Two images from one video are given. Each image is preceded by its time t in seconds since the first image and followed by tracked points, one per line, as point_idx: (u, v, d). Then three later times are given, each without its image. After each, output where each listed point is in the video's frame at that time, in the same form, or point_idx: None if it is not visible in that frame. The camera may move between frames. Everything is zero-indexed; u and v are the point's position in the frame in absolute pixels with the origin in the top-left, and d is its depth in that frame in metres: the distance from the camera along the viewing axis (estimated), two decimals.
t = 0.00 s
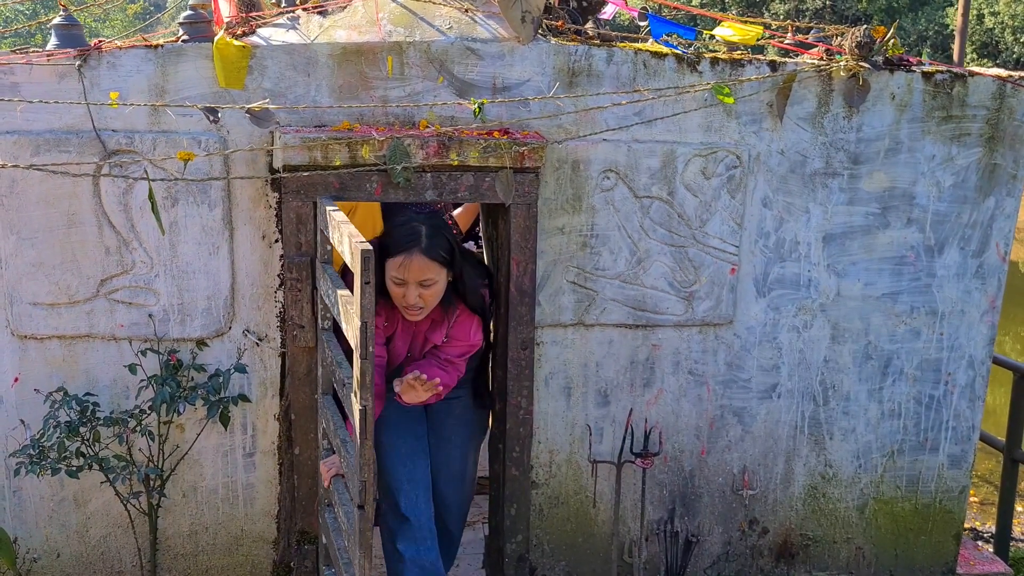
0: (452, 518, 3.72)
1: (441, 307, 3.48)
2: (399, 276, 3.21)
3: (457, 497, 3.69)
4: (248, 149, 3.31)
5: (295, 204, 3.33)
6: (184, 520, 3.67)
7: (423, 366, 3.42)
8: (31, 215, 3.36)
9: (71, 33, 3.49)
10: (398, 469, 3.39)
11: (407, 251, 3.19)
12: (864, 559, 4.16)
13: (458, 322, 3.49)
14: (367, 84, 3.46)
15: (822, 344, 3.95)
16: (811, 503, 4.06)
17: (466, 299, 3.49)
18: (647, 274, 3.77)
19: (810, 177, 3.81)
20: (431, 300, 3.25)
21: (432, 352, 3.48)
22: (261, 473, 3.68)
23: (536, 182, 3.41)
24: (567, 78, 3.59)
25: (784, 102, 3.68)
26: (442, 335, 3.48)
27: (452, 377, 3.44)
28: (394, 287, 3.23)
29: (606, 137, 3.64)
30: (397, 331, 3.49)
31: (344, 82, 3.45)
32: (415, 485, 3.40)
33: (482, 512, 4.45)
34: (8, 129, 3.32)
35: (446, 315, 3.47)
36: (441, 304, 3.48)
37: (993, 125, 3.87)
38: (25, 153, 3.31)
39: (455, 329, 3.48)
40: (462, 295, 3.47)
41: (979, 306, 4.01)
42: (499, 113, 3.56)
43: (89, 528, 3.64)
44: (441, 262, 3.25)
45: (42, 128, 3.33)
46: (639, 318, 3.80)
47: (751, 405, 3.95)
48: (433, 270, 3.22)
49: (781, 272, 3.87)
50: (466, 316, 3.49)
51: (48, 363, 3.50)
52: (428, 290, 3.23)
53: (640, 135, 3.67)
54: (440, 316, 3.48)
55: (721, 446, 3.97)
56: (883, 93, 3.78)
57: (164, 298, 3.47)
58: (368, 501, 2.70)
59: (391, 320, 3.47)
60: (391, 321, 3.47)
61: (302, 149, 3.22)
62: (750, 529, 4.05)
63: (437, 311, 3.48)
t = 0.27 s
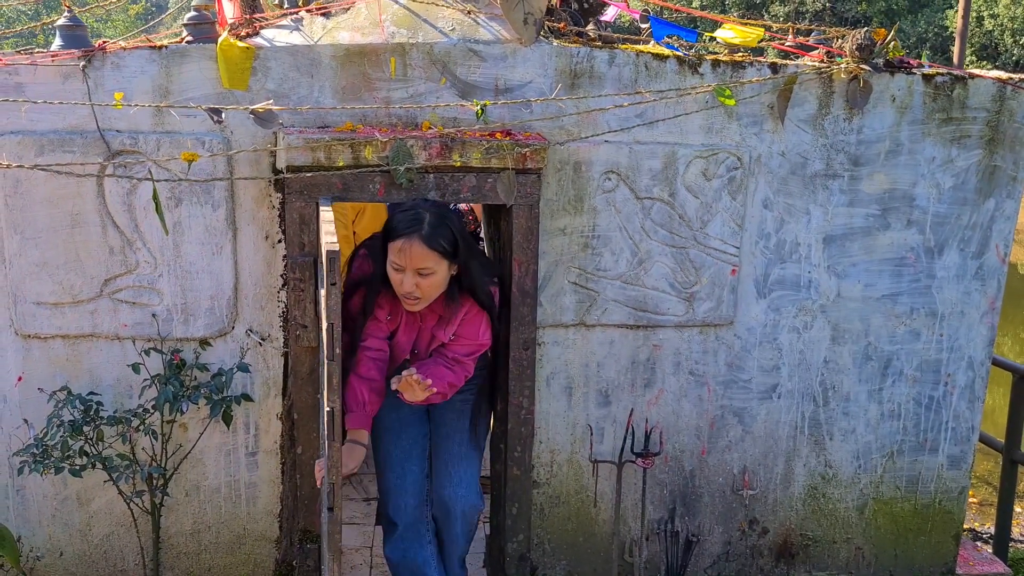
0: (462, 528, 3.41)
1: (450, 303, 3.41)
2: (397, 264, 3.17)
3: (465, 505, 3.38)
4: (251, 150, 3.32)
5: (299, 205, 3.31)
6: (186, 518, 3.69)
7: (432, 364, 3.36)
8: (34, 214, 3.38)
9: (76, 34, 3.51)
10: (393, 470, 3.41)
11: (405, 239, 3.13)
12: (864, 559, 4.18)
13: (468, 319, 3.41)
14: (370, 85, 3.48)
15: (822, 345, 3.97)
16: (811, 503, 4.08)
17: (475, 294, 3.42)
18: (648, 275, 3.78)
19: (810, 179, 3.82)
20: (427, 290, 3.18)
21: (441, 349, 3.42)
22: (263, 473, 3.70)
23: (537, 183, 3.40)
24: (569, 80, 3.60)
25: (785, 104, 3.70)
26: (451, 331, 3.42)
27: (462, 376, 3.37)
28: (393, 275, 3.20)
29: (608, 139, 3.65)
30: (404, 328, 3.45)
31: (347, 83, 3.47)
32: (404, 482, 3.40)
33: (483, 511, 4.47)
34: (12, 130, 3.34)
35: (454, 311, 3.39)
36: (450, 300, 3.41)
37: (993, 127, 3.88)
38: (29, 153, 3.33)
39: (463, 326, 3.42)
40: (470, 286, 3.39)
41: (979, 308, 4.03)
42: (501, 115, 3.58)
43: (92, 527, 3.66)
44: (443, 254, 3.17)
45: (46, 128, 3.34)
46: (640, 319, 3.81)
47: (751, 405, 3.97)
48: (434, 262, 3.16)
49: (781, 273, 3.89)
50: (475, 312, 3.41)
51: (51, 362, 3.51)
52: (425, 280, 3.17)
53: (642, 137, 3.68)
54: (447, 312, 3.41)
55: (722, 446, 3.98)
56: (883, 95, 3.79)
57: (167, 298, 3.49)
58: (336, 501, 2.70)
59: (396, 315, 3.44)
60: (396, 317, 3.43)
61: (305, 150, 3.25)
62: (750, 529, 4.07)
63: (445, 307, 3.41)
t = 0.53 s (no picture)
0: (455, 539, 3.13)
1: (470, 303, 3.14)
2: (404, 259, 2.87)
3: (459, 514, 3.11)
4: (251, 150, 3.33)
5: (298, 206, 3.32)
6: (185, 519, 3.69)
7: (463, 374, 3.10)
8: (34, 215, 3.38)
9: (76, 35, 3.51)
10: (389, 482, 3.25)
11: (413, 232, 2.82)
12: (863, 561, 4.18)
13: (491, 320, 3.17)
14: (369, 86, 3.49)
15: (821, 347, 3.97)
16: (810, 504, 4.08)
17: (491, 289, 3.15)
18: (647, 277, 3.79)
19: (809, 180, 3.83)
20: (436, 285, 2.91)
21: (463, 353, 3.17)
22: (263, 473, 3.70)
23: (536, 185, 3.42)
24: (568, 81, 3.61)
25: (784, 106, 3.70)
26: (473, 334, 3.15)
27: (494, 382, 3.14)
28: (399, 269, 2.90)
29: (607, 140, 3.66)
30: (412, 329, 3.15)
31: (346, 84, 3.47)
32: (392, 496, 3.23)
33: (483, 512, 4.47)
34: (12, 130, 3.34)
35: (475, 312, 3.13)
36: (467, 298, 3.13)
37: (992, 129, 3.89)
38: (29, 154, 3.33)
39: (485, 326, 3.17)
40: (485, 278, 3.12)
41: (977, 309, 4.03)
42: (500, 116, 3.57)
43: (91, 527, 3.66)
44: (454, 247, 2.87)
45: (46, 129, 3.35)
46: (639, 320, 3.82)
47: (750, 407, 3.97)
48: (445, 256, 2.86)
49: (780, 275, 3.89)
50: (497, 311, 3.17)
51: (51, 362, 3.51)
52: (435, 275, 2.89)
53: (641, 138, 3.69)
54: (467, 312, 3.13)
55: (721, 447, 3.99)
56: (882, 97, 3.80)
57: (167, 298, 3.49)
58: (335, 505, 2.65)
59: (398, 311, 3.13)
60: (401, 314, 3.13)
61: (304, 151, 3.26)
62: (749, 531, 4.07)
63: (464, 308, 3.14)
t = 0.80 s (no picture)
0: (453, 568, 2.96)
1: (495, 316, 3.11)
2: (445, 264, 2.78)
3: (459, 542, 2.95)
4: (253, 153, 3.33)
5: (299, 209, 3.34)
6: (186, 521, 3.69)
7: (480, 390, 3.08)
8: (35, 217, 3.38)
9: (78, 37, 3.51)
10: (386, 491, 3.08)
11: (459, 237, 2.74)
12: (863, 564, 4.18)
13: (514, 334, 3.16)
14: (370, 89, 3.49)
15: (822, 350, 3.97)
16: (810, 508, 4.08)
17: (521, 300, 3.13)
18: (648, 280, 3.79)
19: (810, 183, 3.83)
20: (475, 291, 2.85)
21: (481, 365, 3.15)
22: (263, 476, 3.70)
23: (537, 188, 3.43)
24: (570, 84, 3.61)
25: (785, 109, 3.70)
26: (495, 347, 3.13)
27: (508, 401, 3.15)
28: (437, 273, 2.82)
29: (608, 143, 3.66)
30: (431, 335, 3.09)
31: (347, 87, 3.47)
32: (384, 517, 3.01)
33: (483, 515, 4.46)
34: (14, 133, 3.34)
35: (500, 325, 3.12)
36: (493, 310, 3.11)
37: (993, 133, 3.88)
38: (30, 156, 3.33)
39: (507, 341, 3.16)
40: (513, 292, 3.10)
41: (978, 313, 4.03)
42: (501, 118, 3.57)
43: (91, 529, 3.66)
44: (498, 254, 2.82)
45: (47, 132, 3.35)
46: (640, 323, 3.82)
47: (750, 410, 3.97)
48: (488, 262, 2.80)
49: (781, 278, 3.89)
50: (521, 325, 3.17)
51: (51, 365, 3.51)
52: (475, 281, 2.82)
53: (642, 141, 3.69)
54: (492, 323, 3.12)
55: (721, 450, 3.98)
56: (883, 101, 3.80)
57: (168, 301, 3.49)
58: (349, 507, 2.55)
59: (415, 315, 3.05)
60: (422, 319, 3.06)
61: (305, 154, 3.24)
62: (749, 534, 4.07)
63: (489, 320, 3.11)
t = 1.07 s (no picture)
0: None
1: (514, 314, 2.70)
2: (448, 260, 2.42)
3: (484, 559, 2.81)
4: (254, 154, 3.33)
5: (301, 210, 3.36)
6: (187, 522, 3.69)
7: (511, 396, 2.72)
8: (37, 219, 3.38)
9: (79, 38, 3.51)
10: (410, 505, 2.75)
11: (461, 227, 2.40)
12: (865, 566, 4.17)
13: (535, 331, 2.75)
14: (372, 90, 3.48)
15: (823, 352, 3.96)
16: (812, 510, 4.07)
17: (536, 291, 2.71)
18: (649, 281, 3.78)
19: (812, 185, 3.83)
20: (485, 288, 2.49)
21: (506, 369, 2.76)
22: (264, 477, 3.69)
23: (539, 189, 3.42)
24: (571, 86, 3.61)
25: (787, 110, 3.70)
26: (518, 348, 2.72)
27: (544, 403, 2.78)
28: (439, 271, 2.44)
29: (610, 144, 3.65)
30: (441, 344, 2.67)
31: (349, 88, 3.47)
32: (409, 532, 2.69)
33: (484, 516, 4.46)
34: (16, 134, 3.34)
35: (520, 322, 2.70)
36: (510, 308, 2.69)
37: (995, 134, 3.88)
38: (32, 157, 3.33)
39: (530, 339, 2.75)
40: (526, 283, 2.69)
41: (980, 314, 4.02)
42: (503, 119, 3.57)
43: (92, 530, 3.66)
44: (506, 242, 2.48)
45: (49, 133, 3.35)
46: (641, 325, 3.81)
47: (752, 411, 3.96)
48: (496, 253, 2.45)
49: (783, 280, 3.89)
50: (542, 321, 2.75)
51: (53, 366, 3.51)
52: (483, 276, 2.46)
53: (644, 143, 3.68)
54: (510, 322, 2.69)
55: (722, 452, 3.98)
56: (885, 102, 3.79)
57: (169, 302, 3.49)
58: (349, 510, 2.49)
59: (419, 322, 2.64)
60: (427, 328, 2.65)
61: (307, 155, 3.25)
62: (751, 536, 4.06)
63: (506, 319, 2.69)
